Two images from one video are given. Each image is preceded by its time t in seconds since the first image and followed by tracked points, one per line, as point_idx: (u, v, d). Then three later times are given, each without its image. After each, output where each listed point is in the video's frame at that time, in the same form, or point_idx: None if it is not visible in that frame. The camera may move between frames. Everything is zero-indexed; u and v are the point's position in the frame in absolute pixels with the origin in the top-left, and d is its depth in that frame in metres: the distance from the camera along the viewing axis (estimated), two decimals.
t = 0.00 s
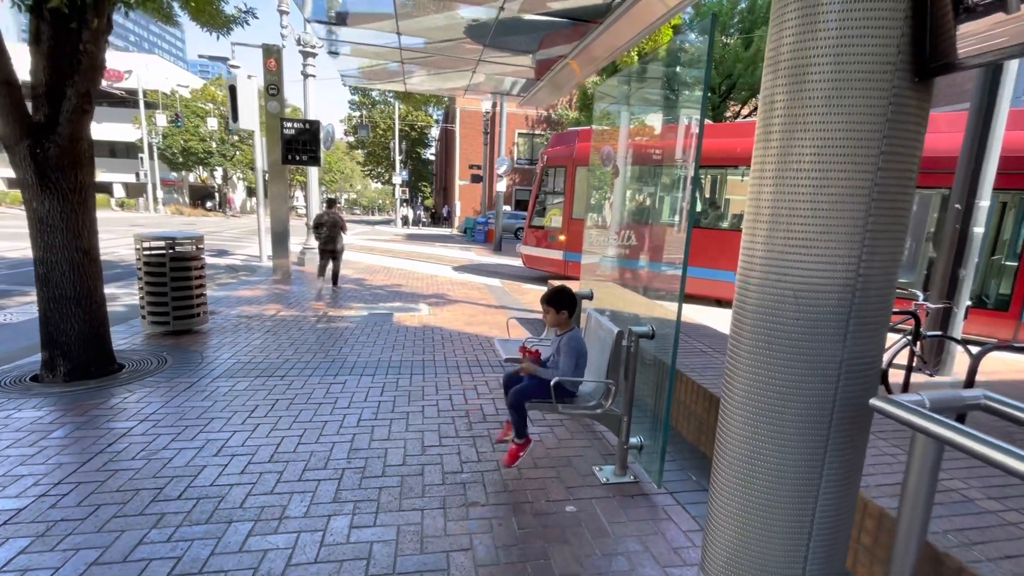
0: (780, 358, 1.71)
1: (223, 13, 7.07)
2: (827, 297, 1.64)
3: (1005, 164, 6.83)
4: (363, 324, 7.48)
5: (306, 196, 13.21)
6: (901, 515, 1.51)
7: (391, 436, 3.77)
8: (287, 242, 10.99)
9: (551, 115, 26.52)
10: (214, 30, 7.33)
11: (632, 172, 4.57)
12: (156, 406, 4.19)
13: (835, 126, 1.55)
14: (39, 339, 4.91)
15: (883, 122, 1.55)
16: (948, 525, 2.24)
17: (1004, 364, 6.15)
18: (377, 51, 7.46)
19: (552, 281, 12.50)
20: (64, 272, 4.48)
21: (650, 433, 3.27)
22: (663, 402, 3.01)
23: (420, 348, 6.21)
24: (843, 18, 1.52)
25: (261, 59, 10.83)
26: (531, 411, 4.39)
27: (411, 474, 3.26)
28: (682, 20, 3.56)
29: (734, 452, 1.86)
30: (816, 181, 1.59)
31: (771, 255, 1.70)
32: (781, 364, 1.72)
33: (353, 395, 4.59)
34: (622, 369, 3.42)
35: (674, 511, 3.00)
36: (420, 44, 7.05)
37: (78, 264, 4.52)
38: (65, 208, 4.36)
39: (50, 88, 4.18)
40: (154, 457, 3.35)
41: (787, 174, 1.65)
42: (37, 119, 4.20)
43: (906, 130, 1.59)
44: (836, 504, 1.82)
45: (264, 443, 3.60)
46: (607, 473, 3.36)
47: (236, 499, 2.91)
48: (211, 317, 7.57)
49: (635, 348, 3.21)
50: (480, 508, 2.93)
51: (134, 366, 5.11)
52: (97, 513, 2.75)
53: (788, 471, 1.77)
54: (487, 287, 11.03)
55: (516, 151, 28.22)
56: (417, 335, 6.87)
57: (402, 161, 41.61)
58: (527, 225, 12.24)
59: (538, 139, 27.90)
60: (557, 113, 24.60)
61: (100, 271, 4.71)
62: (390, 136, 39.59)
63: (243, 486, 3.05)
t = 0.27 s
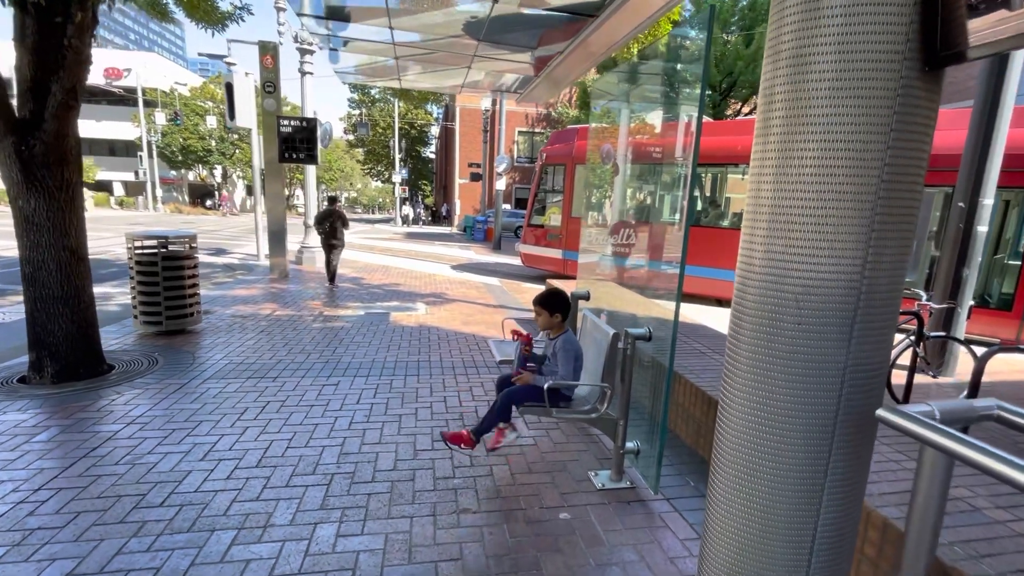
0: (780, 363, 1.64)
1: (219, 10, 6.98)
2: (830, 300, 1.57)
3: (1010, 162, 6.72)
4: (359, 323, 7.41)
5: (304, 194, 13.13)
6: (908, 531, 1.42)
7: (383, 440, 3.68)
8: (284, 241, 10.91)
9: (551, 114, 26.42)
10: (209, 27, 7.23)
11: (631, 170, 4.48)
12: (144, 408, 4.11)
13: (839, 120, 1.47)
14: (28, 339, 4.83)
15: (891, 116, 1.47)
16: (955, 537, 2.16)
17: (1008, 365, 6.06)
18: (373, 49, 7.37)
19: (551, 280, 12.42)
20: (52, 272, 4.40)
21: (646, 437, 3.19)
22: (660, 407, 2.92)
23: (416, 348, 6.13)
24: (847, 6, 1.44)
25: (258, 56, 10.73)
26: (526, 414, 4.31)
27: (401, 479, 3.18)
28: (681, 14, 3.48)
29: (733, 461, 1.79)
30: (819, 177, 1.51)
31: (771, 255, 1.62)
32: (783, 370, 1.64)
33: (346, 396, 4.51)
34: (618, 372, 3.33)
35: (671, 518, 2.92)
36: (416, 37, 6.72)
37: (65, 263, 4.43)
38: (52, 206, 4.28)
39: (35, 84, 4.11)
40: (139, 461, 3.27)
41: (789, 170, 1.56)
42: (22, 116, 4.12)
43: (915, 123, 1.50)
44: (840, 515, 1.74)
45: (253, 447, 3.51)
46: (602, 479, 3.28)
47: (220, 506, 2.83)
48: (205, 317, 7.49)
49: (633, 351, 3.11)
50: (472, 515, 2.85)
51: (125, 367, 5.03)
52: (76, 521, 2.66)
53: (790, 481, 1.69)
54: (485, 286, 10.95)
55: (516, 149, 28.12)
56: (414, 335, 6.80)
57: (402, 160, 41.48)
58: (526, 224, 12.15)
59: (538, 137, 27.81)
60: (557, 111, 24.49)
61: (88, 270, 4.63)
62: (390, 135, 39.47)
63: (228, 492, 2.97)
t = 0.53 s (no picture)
0: (781, 365, 1.59)
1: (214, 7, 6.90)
2: (832, 300, 1.52)
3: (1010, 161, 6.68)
4: (356, 323, 7.34)
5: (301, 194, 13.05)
6: (915, 540, 1.36)
7: (376, 443, 3.62)
8: (280, 240, 10.84)
9: (549, 113, 26.36)
10: (204, 24, 7.16)
11: (630, 169, 4.43)
12: (133, 411, 4.04)
13: (844, 114, 1.41)
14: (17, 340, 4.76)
15: (898, 109, 1.41)
16: (960, 544, 2.10)
17: (1008, 366, 6.01)
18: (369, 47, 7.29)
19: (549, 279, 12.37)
20: (40, 271, 4.33)
21: (644, 440, 3.13)
22: (658, 409, 2.86)
23: (412, 348, 6.07)
24: None
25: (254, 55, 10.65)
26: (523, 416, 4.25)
27: (394, 483, 3.11)
28: (680, 9, 3.41)
29: (732, 466, 1.74)
30: (822, 174, 1.46)
31: (772, 254, 1.58)
32: (783, 372, 1.59)
33: (340, 398, 4.44)
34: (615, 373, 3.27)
35: (669, 523, 2.86)
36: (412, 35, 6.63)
37: (53, 263, 4.36)
38: (40, 205, 4.21)
39: (22, 80, 4.04)
40: (126, 465, 3.20)
41: (790, 167, 1.51)
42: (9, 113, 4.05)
43: (922, 116, 1.44)
44: (844, 521, 1.69)
45: (243, 450, 3.45)
46: (599, 482, 3.22)
47: (208, 511, 2.77)
48: (199, 317, 7.42)
49: (629, 351, 3.06)
50: (465, 520, 2.79)
51: (115, 368, 4.96)
52: (59, 527, 2.60)
53: (791, 487, 1.64)
54: (483, 286, 10.89)
55: (515, 149, 28.07)
56: (410, 335, 6.73)
57: (400, 159, 41.37)
58: (524, 223, 12.08)
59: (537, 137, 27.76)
60: (555, 111, 24.44)
61: (78, 270, 4.57)
62: (388, 134, 39.36)
63: (216, 496, 2.90)
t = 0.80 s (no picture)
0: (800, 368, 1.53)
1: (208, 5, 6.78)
2: (854, 300, 1.46)
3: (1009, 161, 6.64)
4: (352, 324, 7.25)
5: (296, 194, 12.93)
6: (944, 557, 1.29)
7: (373, 448, 3.53)
8: (276, 241, 10.72)
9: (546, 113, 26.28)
10: (199, 22, 7.04)
11: (626, 170, 4.36)
12: (123, 416, 3.94)
13: (868, 106, 1.36)
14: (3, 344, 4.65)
15: (923, 102, 1.35)
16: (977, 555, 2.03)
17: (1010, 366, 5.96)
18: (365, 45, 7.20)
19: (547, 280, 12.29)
20: (28, 273, 4.22)
21: (648, 445, 3.05)
22: (663, 414, 2.78)
23: (409, 350, 5.98)
24: None
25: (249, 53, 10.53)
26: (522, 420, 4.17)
27: (391, 491, 3.03)
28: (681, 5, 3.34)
29: (747, 472, 1.69)
30: (843, 169, 1.41)
31: (790, 253, 1.53)
32: (802, 375, 1.54)
33: (336, 401, 4.35)
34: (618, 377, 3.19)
35: (674, 531, 2.79)
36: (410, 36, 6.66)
37: (41, 264, 4.26)
38: (27, 204, 4.10)
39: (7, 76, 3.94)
40: (114, 473, 3.10)
41: (810, 161, 1.46)
42: None
43: (948, 110, 1.39)
44: (865, 531, 1.63)
45: (236, 457, 3.35)
46: (601, 488, 3.14)
47: (198, 521, 2.67)
48: (192, 318, 7.31)
49: (633, 354, 2.99)
50: (465, 529, 2.71)
51: (105, 372, 4.85)
52: (42, 539, 2.50)
53: (809, 496, 1.58)
54: (480, 286, 10.80)
55: (511, 149, 27.99)
56: (407, 336, 6.64)
57: (396, 159, 41.23)
58: (521, 223, 12.00)
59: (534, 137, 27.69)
60: (552, 111, 24.36)
61: (66, 270, 4.47)
62: (384, 134, 39.19)
63: (207, 506, 2.81)
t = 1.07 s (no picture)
0: (839, 373, 1.47)
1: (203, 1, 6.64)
2: (896, 303, 1.41)
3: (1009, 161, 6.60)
4: (349, 326, 7.13)
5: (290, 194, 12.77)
6: None
7: (374, 455, 3.43)
8: (270, 241, 10.57)
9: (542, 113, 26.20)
10: (193, 19, 6.91)
11: (623, 171, 4.29)
12: (114, 422, 3.81)
13: (911, 101, 1.32)
14: None
15: (968, 98, 1.32)
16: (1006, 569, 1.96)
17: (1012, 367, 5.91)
18: (361, 43, 7.08)
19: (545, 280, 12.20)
20: (14, 274, 4.09)
21: (658, 452, 2.96)
22: (675, 420, 2.70)
23: (407, 352, 5.88)
24: None
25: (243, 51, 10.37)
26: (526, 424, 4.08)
27: (394, 500, 2.93)
28: None
29: (778, 481, 1.62)
30: (886, 165, 1.36)
31: (828, 251, 1.47)
32: (841, 379, 1.47)
33: (334, 406, 4.25)
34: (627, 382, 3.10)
35: (686, 541, 2.70)
36: (408, 33, 6.52)
37: (28, 265, 4.14)
38: (13, 203, 3.97)
39: None
40: (104, 483, 2.99)
41: (849, 158, 1.41)
42: None
43: (992, 107, 1.35)
44: (902, 545, 1.56)
45: (232, 465, 3.24)
46: (610, 496, 3.05)
47: (193, 534, 2.56)
48: (186, 320, 7.16)
49: (643, 359, 2.90)
50: (471, 541, 2.61)
51: (96, 376, 4.71)
52: (28, 555, 2.38)
53: (846, 507, 1.52)
54: (478, 287, 10.70)
55: (507, 149, 27.90)
56: (405, 338, 6.54)
57: (391, 159, 41.04)
58: (518, 223, 11.91)
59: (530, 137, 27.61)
60: (548, 111, 24.28)
61: (54, 272, 4.34)
62: (379, 134, 38.97)
63: (202, 517, 2.70)
